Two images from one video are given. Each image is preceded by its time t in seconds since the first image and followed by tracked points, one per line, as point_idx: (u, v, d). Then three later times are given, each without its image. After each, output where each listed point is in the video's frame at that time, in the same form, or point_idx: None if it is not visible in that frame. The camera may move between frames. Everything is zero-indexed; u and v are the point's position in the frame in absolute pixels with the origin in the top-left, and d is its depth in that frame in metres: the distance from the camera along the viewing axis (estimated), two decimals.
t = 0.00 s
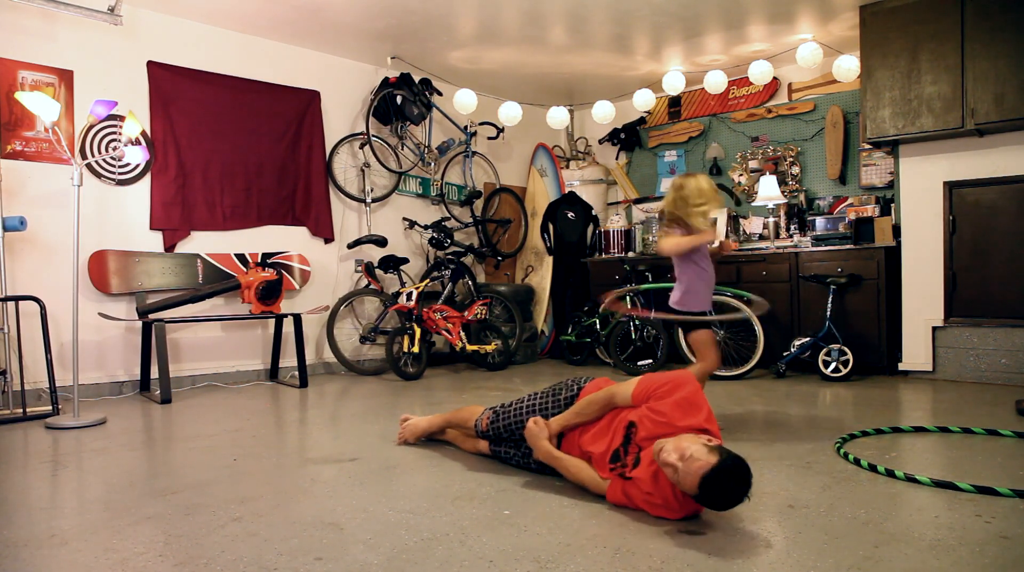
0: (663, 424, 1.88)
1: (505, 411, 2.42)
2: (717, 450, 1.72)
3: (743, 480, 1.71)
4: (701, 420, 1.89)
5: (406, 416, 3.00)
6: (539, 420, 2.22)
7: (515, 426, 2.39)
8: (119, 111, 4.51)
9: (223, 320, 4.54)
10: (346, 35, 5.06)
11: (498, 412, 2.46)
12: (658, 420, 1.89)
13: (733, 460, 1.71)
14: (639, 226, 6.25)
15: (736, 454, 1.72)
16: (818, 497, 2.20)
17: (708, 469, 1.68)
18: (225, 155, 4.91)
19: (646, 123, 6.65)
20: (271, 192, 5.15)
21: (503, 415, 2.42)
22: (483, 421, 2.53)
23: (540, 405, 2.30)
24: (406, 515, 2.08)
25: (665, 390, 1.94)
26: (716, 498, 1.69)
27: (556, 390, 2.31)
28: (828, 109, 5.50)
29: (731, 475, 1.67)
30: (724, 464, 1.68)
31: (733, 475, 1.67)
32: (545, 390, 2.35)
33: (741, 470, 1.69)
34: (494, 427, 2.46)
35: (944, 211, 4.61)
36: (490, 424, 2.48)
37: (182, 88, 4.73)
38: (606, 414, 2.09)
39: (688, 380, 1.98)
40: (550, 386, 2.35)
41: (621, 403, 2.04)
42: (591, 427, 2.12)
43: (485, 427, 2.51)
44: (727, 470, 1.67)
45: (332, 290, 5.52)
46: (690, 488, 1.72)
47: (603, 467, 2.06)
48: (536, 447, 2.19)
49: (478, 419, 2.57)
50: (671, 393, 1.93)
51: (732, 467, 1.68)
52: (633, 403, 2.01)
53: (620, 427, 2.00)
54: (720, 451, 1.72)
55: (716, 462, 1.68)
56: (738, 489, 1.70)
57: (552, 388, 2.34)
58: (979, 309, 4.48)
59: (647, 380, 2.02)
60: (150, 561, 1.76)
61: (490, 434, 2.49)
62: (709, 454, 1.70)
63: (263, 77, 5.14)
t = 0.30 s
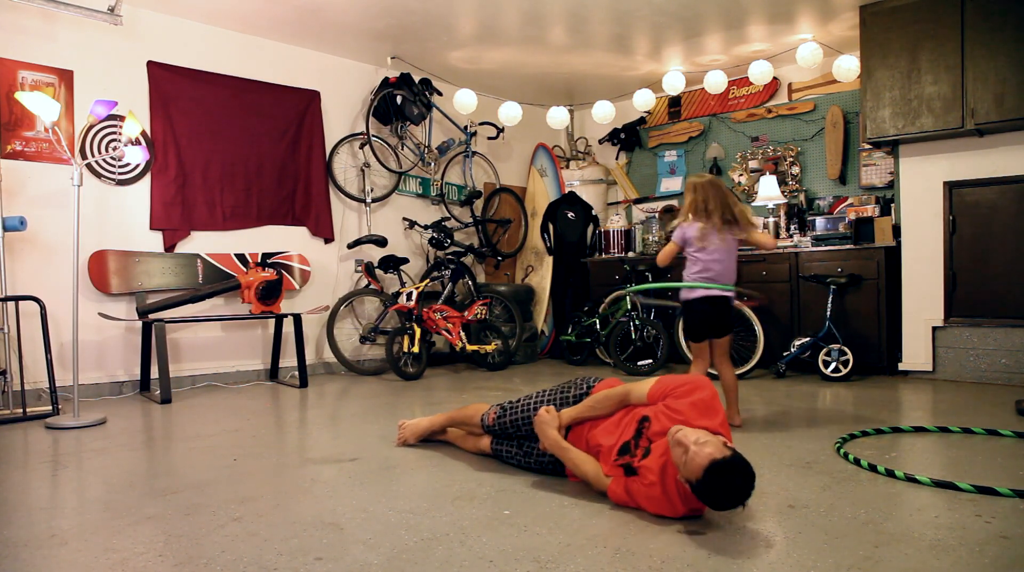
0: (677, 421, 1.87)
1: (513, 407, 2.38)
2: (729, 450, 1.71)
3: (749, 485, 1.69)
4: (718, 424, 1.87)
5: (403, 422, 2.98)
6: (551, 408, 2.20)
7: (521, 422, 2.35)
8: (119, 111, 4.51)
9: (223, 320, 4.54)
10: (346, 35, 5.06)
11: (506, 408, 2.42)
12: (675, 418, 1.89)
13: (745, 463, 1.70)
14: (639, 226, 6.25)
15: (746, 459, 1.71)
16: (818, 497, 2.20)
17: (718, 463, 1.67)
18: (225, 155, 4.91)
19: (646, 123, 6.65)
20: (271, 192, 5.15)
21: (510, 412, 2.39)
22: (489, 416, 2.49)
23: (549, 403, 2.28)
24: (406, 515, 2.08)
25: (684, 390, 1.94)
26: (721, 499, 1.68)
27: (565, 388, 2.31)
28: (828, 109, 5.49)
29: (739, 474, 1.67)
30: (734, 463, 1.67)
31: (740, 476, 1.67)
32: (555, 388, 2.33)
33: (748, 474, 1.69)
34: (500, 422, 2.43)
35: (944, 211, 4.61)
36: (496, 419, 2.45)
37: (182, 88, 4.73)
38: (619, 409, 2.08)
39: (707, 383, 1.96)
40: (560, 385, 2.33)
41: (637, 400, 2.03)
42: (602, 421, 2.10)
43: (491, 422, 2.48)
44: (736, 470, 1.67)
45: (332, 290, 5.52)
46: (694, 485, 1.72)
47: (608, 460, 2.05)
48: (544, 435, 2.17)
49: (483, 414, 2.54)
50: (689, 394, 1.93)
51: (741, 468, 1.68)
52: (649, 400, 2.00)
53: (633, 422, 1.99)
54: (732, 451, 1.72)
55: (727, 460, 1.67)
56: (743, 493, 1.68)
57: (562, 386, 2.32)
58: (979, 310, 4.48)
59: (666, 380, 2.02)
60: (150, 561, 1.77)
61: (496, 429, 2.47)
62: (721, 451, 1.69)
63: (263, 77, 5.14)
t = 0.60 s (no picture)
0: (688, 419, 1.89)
1: (518, 401, 2.38)
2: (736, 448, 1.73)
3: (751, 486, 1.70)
4: (728, 430, 1.89)
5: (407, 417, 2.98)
6: (561, 398, 2.21)
7: (524, 415, 2.34)
8: (119, 111, 4.51)
9: (223, 320, 4.54)
10: (347, 35, 5.06)
11: (510, 402, 2.42)
12: (688, 417, 1.90)
13: (753, 464, 1.71)
14: (640, 227, 6.25)
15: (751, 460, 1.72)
16: (818, 497, 2.20)
17: (724, 457, 1.68)
18: (225, 154, 4.91)
19: (646, 123, 6.65)
20: (271, 192, 5.15)
21: (514, 406, 2.39)
22: (494, 409, 2.50)
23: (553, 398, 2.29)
24: (406, 514, 2.08)
25: (699, 393, 1.96)
26: (724, 494, 1.68)
27: (572, 385, 2.33)
28: (828, 109, 5.50)
29: (744, 471, 1.68)
30: (740, 461, 1.69)
31: (744, 474, 1.68)
32: (561, 385, 2.35)
33: (752, 474, 1.70)
34: (504, 416, 2.43)
35: (944, 211, 4.61)
36: (500, 413, 2.45)
37: (182, 88, 4.73)
38: (631, 408, 2.10)
39: (723, 390, 1.98)
40: (566, 383, 2.35)
41: (651, 398, 2.06)
42: (611, 417, 2.12)
43: (495, 416, 2.48)
44: (741, 466, 1.68)
45: (332, 290, 5.52)
46: (698, 480, 1.72)
47: (612, 455, 2.05)
48: (551, 424, 2.17)
49: (488, 409, 2.55)
50: (703, 397, 1.95)
51: (746, 466, 1.69)
52: (663, 400, 2.02)
53: (643, 418, 2.01)
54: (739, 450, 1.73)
55: (734, 456, 1.69)
56: (743, 492, 1.69)
57: (567, 385, 2.34)
58: (979, 310, 4.48)
59: (682, 383, 2.04)
60: (150, 561, 1.76)
61: (499, 423, 2.46)
62: (729, 447, 1.71)
63: (263, 77, 5.14)
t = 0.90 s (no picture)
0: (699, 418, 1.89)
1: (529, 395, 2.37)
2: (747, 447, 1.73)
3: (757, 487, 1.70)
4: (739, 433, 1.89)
5: (412, 411, 2.97)
6: (574, 390, 2.23)
7: (532, 409, 2.34)
8: (119, 111, 4.51)
9: (223, 320, 4.54)
10: (346, 35, 5.06)
11: (520, 396, 2.41)
12: (699, 416, 1.91)
13: (762, 467, 1.72)
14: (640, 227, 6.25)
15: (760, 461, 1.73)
16: (818, 497, 2.20)
17: (734, 454, 1.68)
18: (225, 155, 4.91)
19: (646, 123, 6.65)
20: (271, 192, 5.15)
21: (523, 401, 2.39)
22: (502, 402, 2.48)
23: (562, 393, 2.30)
24: (406, 515, 2.08)
25: (713, 395, 1.97)
26: (731, 491, 1.69)
27: (583, 384, 2.34)
28: (828, 109, 5.50)
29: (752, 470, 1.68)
30: (748, 459, 1.69)
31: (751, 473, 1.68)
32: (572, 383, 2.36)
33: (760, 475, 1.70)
34: (512, 410, 2.42)
35: (944, 211, 4.61)
36: (508, 407, 2.44)
37: (182, 88, 4.73)
38: (642, 405, 2.11)
39: (736, 396, 1.99)
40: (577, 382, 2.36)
41: (663, 397, 2.06)
42: (622, 413, 2.13)
43: (503, 409, 2.46)
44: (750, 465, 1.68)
45: (332, 290, 5.52)
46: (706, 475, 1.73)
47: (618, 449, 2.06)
48: (562, 412, 2.18)
49: (494, 402, 2.53)
50: (717, 399, 1.96)
51: (754, 466, 1.69)
52: (675, 399, 2.03)
53: (654, 415, 2.02)
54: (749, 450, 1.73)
55: (743, 454, 1.69)
56: (748, 492, 1.69)
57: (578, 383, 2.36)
58: (979, 310, 4.48)
59: (696, 385, 2.05)
60: (150, 561, 1.76)
61: (506, 416, 2.46)
62: (740, 445, 1.71)
63: (263, 77, 5.14)
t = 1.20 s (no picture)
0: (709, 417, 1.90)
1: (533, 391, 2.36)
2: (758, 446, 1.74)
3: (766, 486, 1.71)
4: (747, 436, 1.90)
5: (410, 412, 2.93)
6: (585, 384, 2.23)
7: (536, 405, 2.34)
8: (119, 111, 4.51)
9: (223, 320, 4.54)
10: (346, 35, 5.06)
11: (524, 392, 2.40)
12: (709, 416, 1.92)
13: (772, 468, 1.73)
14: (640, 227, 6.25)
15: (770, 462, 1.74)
16: (818, 497, 2.20)
17: (747, 450, 1.69)
18: (225, 155, 4.91)
19: (646, 123, 6.65)
20: (271, 192, 5.15)
21: (527, 397, 2.38)
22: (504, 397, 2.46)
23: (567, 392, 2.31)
24: (406, 515, 2.08)
25: (723, 399, 1.98)
26: (741, 488, 1.69)
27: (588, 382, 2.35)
28: (828, 109, 5.50)
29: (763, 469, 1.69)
30: (760, 458, 1.69)
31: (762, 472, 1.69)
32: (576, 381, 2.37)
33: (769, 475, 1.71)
34: (515, 406, 2.41)
35: (944, 211, 4.61)
36: (511, 403, 2.42)
37: (182, 88, 4.73)
38: (650, 405, 2.12)
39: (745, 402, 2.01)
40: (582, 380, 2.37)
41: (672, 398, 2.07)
42: (630, 412, 2.13)
43: (505, 404, 2.44)
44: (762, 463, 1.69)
45: (331, 290, 5.52)
46: (716, 471, 1.72)
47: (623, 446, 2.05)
48: (571, 405, 2.16)
49: (496, 397, 2.51)
50: (727, 403, 1.97)
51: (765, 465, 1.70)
52: (685, 401, 2.04)
53: (663, 414, 2.03)
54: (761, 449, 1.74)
55: (756, 452, 1.70)
56: (757, 491, 1.70)
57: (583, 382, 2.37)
58: (979, 309, 4.48)
59: (706, 390, 2.07)
60: (150, 561, 1.77)
61: (507, 412, 2.44)
62: (753, 443, 1.72)
63: (263, 77, 5.14)
